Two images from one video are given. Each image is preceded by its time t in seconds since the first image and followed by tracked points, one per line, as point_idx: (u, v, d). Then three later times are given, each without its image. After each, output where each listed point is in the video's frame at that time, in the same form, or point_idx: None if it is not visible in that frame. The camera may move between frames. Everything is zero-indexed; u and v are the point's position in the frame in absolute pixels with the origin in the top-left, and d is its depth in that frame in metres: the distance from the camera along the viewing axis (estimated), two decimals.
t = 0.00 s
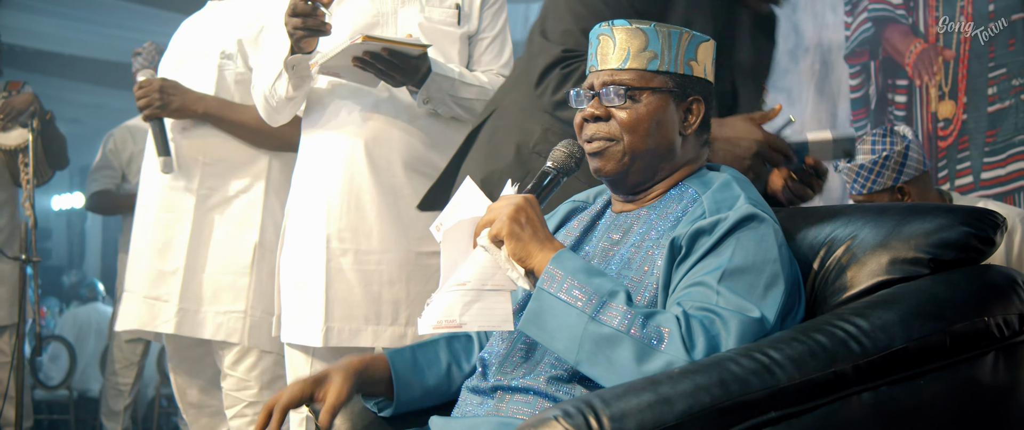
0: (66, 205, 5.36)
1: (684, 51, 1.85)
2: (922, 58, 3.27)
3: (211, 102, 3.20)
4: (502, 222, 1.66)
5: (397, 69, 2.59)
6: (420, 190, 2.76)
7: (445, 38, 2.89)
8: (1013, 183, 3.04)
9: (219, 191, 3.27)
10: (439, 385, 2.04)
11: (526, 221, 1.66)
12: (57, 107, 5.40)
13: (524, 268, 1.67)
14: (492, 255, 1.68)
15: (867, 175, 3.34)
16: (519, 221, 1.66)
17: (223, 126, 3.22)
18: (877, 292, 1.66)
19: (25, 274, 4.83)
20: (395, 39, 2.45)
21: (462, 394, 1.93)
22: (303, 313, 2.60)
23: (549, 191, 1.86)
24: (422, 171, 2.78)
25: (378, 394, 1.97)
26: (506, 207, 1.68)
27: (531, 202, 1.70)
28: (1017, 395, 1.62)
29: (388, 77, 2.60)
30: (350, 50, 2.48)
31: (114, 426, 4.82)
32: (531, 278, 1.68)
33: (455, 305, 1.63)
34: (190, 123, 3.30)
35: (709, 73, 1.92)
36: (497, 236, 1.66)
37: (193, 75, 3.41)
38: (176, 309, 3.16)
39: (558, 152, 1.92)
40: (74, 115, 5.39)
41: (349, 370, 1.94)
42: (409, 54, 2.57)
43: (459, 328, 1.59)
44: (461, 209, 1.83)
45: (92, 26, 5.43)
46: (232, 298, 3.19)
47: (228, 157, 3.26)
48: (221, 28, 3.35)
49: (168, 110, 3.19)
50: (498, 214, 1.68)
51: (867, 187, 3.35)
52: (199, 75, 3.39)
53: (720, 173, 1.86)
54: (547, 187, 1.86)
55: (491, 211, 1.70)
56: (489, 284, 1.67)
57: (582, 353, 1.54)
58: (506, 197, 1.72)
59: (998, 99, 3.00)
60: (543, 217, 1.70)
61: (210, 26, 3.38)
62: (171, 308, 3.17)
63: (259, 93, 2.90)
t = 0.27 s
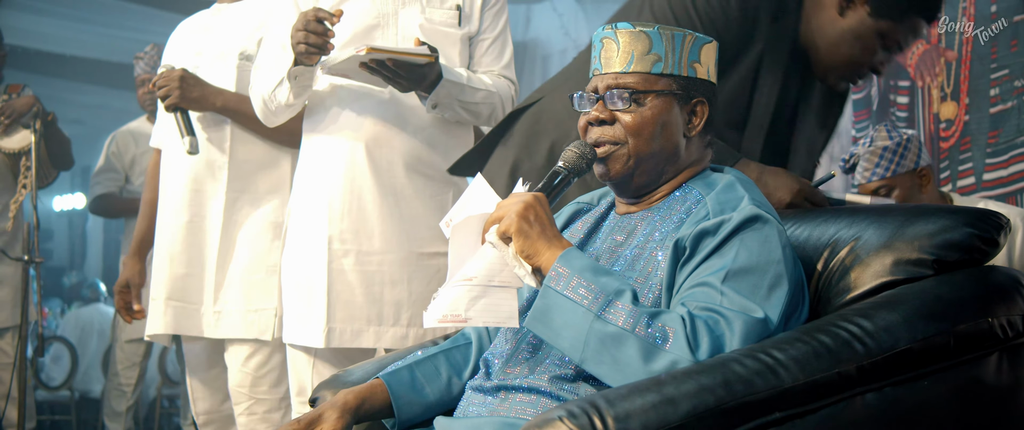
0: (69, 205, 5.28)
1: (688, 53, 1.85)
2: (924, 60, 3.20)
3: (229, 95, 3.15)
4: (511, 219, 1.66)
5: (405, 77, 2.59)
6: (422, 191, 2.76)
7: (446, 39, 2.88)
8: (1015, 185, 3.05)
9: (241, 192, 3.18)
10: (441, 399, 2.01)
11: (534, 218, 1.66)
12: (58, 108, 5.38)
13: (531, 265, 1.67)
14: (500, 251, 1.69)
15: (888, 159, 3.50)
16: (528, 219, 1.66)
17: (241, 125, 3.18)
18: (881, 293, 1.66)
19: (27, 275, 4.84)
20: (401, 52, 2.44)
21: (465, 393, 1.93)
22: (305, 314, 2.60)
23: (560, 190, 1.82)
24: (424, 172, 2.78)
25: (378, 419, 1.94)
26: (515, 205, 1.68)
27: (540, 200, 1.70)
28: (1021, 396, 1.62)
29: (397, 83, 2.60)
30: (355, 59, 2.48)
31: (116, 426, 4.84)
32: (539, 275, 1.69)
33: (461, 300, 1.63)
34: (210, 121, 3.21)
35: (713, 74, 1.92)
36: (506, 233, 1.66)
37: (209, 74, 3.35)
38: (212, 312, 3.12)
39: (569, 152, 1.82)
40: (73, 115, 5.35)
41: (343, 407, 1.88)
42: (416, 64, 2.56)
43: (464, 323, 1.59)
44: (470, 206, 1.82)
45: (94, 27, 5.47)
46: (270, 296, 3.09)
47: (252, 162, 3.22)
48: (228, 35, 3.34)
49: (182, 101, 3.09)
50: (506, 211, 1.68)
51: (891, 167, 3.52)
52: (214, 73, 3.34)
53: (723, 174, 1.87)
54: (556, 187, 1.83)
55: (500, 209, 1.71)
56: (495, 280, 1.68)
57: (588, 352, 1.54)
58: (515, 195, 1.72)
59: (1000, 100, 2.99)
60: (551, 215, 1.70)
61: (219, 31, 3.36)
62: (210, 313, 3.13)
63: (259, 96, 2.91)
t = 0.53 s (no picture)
0: (72, 205, 5.28)
1: (689, 52, 1.85)
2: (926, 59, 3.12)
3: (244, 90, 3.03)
4: (512, 220, 1.66)
5: (413, 85, 2.60)
6: (423, 192, 2.77)
7: (446, 39, 2.86)
8: (1018, 183, 2.90)
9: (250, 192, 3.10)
10: (443, 401, 2.01)
11: (536, 218, 1.67)
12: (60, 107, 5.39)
13: (533, 264, 1.68)
14: (502, 251, 1.69)
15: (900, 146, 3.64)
16: (530, 218, 1.66)
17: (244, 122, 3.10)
18: (883, 292, 1.66)
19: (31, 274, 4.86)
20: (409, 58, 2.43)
21: (467, 392, 1.93)
22: (306, 315, 2.59)
23: (561, 190, 1.83)
24: (426, 172, 2.79)
25: (382, 422, 1.93)
26: (516, 205, 1.68)
27: (541, 200, 1.70)
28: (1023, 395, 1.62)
29: (404, 91, 2.61)
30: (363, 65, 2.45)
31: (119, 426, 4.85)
32: (540, 275, 1.69)
33: (463, 300, 1.63)
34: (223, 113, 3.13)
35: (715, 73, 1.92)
36: (507, 233, 1.66)
37: (226, 69, 3.25)
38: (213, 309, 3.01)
39: (569, 152, 1.85)
40: (77, 115, 5.35)
41: (346, 410, 1.87)
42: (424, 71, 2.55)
43: (467, 324, 1.59)
44: (473, 206, 1.81)
45: (96, 26, 5.56)
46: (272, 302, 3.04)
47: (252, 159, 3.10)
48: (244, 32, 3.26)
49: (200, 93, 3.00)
50: (509, 211, 1.68)
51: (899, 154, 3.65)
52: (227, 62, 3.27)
53: (725, 173, 1.87)
54: (558, 186, 1.84)
55: (502, 208, 1.71)
56: (498, 280, 1.68)
57: (590, 350, 1.55)
58: (516, 196, 1.72)
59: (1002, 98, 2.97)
60: (554, 215, 1.70)
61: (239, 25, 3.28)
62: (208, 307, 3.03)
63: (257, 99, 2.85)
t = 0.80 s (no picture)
0: (75, 204, 5.35)
1: (692, 52, 1.85)
2: (930, 58, 3.14)
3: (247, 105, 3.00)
4: (514, 221, 1.66)
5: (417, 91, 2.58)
6: (425, 192, 2.77)
7: (447, 38, 2.85)
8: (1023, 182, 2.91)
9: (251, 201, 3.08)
10: (446, 402, 2.02)
11: (537, 219, 1.67)
12: (63, 106, 5.37)
13: (535, 265, 1.68)
14: (503, 253, 1.70)
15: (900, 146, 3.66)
16: (531, 219, 1.66)
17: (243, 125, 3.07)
18: (885, 292, 1.66)
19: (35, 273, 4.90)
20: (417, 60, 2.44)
21: (470, 392, 1.93)
22: (308, 315, 2.59)
23: (563, 190, 1.84)
24: (428, 171, 2.80)
25: (384, 425, 1.94)
26: (518, 206, 1.69)
27: (542, 201, 1.71)
28: None
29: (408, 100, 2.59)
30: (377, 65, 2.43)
31: (123, 425, 4.88)
32: (542, 276, 1.69)
33: (465, 302, 1.63)
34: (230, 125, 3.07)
35: (717, 73, 1.92)
36: (508, 234, 1.67)
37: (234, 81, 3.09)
38: (214, 316, 2.98)
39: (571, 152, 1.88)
40: (82, 115, 5.34)
41: (348, 413, 1.88)
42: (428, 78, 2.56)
43: (468, 325, 1.60)
44: (474, 208, 1.82)
45: (104, 27, 5.62)
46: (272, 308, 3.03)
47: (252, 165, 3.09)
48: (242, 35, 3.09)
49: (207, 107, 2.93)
50: (510, 212, 1.69)
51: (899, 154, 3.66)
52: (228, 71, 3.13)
53: (727, 173, 1.87)
54: (560, 187, 1.84)
55: (504, 209, 1.71)
56: (500, 282, 1.68)
57: (592, 350, 1.55)
58: (517, 197, 1.73)
59: (1006, 97, 2.95)
60: (555, 215, 1.71)
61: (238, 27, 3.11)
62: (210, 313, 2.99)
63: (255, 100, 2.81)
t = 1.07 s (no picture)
0: (78, 205, 5.37)
1: (694, 52, 1.85)
2: (933, 59, 3.14)
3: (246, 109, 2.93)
4: (516, 221, 1.67)
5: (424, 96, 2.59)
6: (425, 192, 2.77)
7: (444, 38, 2.82)
8: None
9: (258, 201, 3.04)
10: (448, 403, 2.02)
11: (540, 219, 1.68)
12: (66, 106, 5.41)
13: (537, 265, 1.68)
14: (506, 252, 1.70)
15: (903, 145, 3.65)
16: (534, 220, 1.67)
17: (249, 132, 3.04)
18: (887, 292, 1.66)
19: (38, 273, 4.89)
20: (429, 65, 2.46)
21: (472, 393, 1.94)
22: (308, 316, 2.59)
23: (565, 190, 1.84)
24: (428, 172, 2.80)
25: (386, 426, 1.94)
26: (520, 206, 1.69)
27: (545, 201, 1.71)
28: None
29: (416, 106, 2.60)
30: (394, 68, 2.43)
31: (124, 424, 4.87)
32: (545, 276, 1.69)
33: (468, 301, 1.64)
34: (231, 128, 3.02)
35: (720, 72, 1.92)
36: (512, 234, 1.67)
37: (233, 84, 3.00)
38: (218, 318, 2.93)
39: (574, 152, 1.86)
40: (83, 115, 5.37)
41: (351, 413, 1.88)
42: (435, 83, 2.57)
43: (471, 325, 1.60)
44: (476, 208, 1.82)
45: (105, 27, 5.61)
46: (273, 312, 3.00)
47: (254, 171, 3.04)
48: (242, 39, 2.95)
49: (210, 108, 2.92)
50: (512, 212, 1.69)
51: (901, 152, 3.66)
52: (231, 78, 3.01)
53: (730, 173, 1.87)
54: (561, 187, 1.84)
55: (506, 209, 1.72)
56: (502, 282, 1.68)
57: (594, 350, 1.55)
58: (519, 196, 1.73)
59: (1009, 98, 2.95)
60: (558, 215, 1.71)
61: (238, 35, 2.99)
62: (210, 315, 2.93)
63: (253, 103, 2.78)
